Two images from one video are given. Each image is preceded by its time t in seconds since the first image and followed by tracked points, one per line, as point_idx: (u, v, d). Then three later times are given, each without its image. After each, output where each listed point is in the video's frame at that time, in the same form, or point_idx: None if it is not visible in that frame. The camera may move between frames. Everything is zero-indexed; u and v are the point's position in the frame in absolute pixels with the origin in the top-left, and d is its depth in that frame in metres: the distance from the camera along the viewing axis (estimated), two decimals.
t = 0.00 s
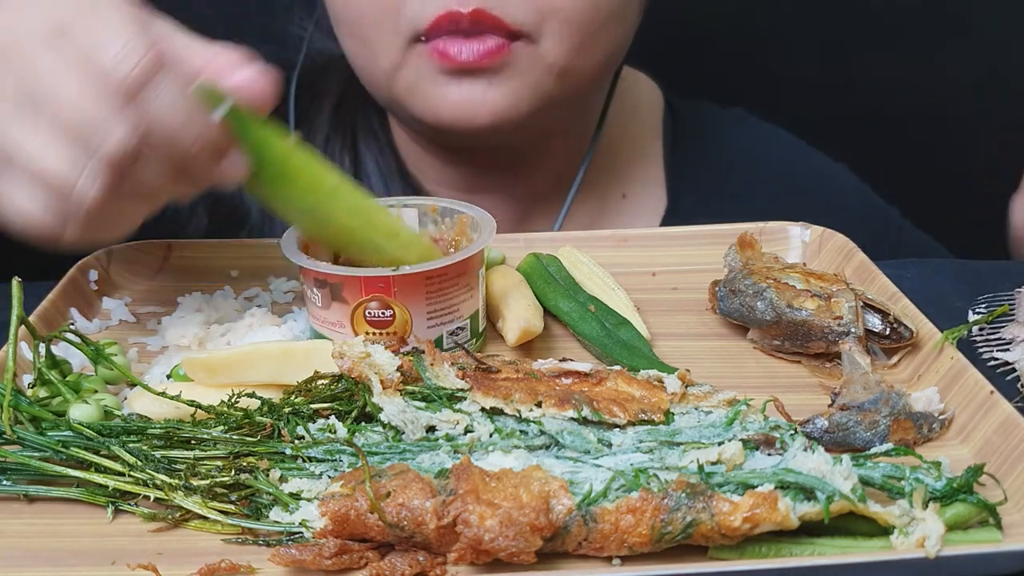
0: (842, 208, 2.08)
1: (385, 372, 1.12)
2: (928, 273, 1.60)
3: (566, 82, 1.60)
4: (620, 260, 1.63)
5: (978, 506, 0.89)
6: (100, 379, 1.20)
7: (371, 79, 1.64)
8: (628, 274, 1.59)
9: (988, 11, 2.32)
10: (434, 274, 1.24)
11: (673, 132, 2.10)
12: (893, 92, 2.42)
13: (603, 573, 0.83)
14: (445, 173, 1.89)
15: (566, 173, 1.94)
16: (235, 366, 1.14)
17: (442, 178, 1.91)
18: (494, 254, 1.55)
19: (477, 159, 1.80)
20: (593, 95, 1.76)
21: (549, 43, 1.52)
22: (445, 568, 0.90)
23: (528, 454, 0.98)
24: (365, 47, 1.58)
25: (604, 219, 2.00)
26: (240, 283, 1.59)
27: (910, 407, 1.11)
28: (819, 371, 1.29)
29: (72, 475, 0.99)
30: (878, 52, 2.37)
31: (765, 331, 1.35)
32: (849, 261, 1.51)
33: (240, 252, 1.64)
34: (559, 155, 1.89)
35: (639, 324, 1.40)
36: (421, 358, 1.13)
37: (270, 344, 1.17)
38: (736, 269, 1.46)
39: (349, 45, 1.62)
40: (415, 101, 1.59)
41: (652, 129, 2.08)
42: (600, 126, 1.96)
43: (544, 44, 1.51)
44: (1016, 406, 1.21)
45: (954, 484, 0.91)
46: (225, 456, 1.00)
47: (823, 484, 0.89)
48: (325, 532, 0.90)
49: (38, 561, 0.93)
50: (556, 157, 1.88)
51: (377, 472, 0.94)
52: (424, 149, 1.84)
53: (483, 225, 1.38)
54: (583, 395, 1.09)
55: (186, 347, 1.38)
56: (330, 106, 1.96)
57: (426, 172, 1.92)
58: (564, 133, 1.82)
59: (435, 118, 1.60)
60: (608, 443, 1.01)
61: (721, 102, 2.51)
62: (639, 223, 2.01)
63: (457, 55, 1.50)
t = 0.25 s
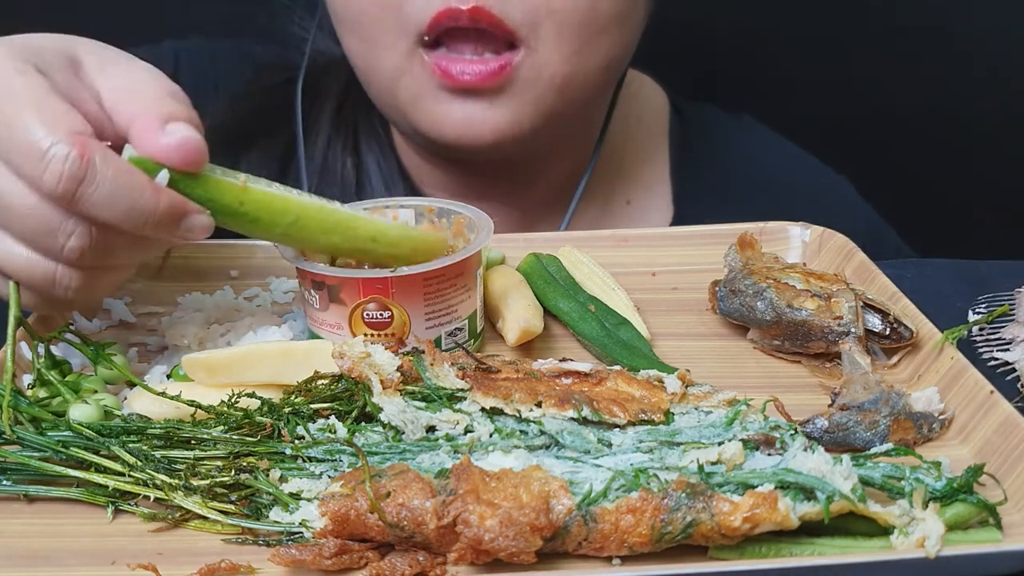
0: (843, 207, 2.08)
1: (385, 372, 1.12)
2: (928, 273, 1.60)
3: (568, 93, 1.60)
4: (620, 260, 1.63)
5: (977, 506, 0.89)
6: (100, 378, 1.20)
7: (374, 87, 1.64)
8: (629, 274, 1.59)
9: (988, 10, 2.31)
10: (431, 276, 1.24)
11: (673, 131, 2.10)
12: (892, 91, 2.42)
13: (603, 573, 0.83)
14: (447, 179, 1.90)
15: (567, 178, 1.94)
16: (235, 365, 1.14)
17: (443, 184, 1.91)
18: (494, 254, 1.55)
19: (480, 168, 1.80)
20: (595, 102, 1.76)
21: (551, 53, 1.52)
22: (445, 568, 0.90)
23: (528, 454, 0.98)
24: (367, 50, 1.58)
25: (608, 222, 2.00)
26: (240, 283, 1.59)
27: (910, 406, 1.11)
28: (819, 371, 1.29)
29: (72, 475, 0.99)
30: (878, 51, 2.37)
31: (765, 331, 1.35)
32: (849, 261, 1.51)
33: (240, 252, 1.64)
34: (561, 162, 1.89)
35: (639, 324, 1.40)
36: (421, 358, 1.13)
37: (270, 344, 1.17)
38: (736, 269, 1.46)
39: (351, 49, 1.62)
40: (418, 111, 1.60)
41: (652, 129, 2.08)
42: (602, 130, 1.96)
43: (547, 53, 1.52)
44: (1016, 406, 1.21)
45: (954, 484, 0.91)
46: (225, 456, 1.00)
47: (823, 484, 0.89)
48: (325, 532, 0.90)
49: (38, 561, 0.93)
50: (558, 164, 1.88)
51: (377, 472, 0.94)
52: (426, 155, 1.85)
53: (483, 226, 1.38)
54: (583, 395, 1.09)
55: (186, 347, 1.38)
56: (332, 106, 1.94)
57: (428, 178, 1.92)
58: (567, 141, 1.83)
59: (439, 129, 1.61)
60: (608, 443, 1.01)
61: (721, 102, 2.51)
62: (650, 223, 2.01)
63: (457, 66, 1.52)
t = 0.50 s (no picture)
0: (843, 208, 2.08)
1: (385, 372, 1.12)
2: (928, 273, 1.60)
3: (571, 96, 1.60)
4: (620, 260, 1.63)
5: (977, 506, 0.89)
6: (100, 378, 1.20)
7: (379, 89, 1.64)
8: (629, 274, 1.59)
9: (988, 11, 2.31)
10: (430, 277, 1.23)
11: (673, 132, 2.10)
12: (893, 91, 2.42)
13: (603, 573, 0.83)
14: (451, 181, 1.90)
15: (573, 182, 1.95)
16: (235, 366, 1.14)
17: (447, 185, 1.92)
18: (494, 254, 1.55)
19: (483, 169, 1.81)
20: (600, 106, 1.77)
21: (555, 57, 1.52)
22: (445, 568, 0.90)
23: (528, 454, 0.98)
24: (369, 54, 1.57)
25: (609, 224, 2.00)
26: (240, 283, 1.59)
27: (910, 406, 1.11)
28: (819, 371, 1.29)
29: (72, 475, 0.99)
30: (878, 51, 2.37)
31: (765, 331, 1.35)
32: (849, 261, 1.51)
33: (240, 252, 1.64)
34: (566, 166, 1.89)
35: (639, 324, 1.40)
36: (421, 358, 1.13)
37: (270, 344, 1.17)
38: (736, 269, 1.46)
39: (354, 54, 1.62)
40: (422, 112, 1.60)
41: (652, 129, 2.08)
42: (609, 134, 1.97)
43: (552, 57, 1.52)
44: (1016, 406, 1.21)
45: (954, 484, 0.91)
46: (225, 456, 1.00)
47: (823, 484, 0.89)
48: (325, 532, 0.90)
49: (38, 561, 0.93)
50: (562, 168, 1.88)
51: (377, 472, 0.94)
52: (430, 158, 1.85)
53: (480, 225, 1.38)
54: (583, 395, 1.09)
55: (186, 347, 1.38)
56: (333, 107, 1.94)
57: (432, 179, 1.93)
58: (572, 144, 1.83)
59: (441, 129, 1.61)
60: (608, 443, 1.01)
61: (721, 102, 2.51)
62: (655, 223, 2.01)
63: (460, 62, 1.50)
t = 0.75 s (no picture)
0: (843, 208, 2.08)
1: (385, 372, 1.12)
2: (928, 273, 1.60)
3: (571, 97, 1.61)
4: (620, 260, 1.63)
5: (977, 506, 0.89)
6: (100, 378, 1.20)
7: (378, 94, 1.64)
8: (629, 274, 1.59)
9: (988, 11, 2.31)
10: (430, 274, 1.23)
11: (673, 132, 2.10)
12: (894, 91, 2.42)
13: (603, 573, 0.83)
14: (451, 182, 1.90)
15: (570, 180, 1.95)
16: (235, 365, 1.14)
17: (447, 186, 1.92)
18: (496, 254, 1.56)
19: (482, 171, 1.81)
20: (599, 107, 1.77)
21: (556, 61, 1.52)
22: (445, 568, 0.90)
23: (528, 454, 0.98)
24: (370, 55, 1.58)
25: (608, 224, 2.00)
26: (240, 283, 1.59)
27: (910, 406, 1.11)
28: (819, 371, 1.29)
29: (72, 475, 0.99)
30: (878, 51, 2.37)
31: (765, 331, 1.35)
32: (849, 261, 1.51)
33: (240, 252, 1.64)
34: (564, 164, 1.90)
35: (641, 324, 1.40)
36: (421, 358, 1.13)
37: (270, 344, 1.17)
38: (736, 269, 1.46)
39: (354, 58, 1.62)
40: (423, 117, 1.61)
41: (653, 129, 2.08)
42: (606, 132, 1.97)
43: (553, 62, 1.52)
44: (1016, 406, 1.21)
45: (954, 484, 0.91)
46: (225, 456, 1.00)
47: (823, 484, 0.89)
48: (325, 532, 0.90)
49: (38, 561, 0.93)
50: (561, 166, 1.89)
51: (377, 472, 0.94)
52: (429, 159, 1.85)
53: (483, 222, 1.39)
54: (583, 395, 1.09)
55: (186, 347, 1.38)
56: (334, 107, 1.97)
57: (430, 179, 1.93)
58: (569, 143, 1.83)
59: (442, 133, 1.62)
60: (608, 443, 1.01)
61: (721, 102, 2.51)
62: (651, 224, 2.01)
63: (460, 70, 1.51)
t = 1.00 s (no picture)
0: (842, 207, 2.08)
1: (385, 372, 1.12)
2: (928, 273, 1.60)
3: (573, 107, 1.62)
4: (621, 260, 1.63)
5: (978, 506, 0.89)
6: (100, 379, 1.20)
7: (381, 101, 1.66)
8: (629, 274, 1.59)
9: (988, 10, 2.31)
10: (405, 283, 1.23)
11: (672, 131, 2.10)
12: (894, 91, 2.42)
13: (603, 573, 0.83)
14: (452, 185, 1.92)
15: (569, 184, 1.96)
16: (235, 365, 1.14)
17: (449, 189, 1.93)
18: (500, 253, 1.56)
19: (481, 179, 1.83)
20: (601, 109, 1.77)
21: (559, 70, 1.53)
22: (445, 568, 0.90)
23: (528, 454, 0.98)
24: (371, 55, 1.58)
25: (608, 225, 2.00)
26: (240, 283, 1.60)
27: (910, 406, 1.11)
28: (819, 371, 1.29)
29: (72, 475, 0.99)
30: (878, 51, 2.37)
31: (765, 331, 1.35)
32: (849, 261, 1.51)
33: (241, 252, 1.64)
34: (563, 171, 1.91)
35: (643, 324, 1.40)
36: (421, 358, 1.13)
37: (270, 344, 1.17)
38: (736, 269, 1.46)
39: (355, 58, 1.62)
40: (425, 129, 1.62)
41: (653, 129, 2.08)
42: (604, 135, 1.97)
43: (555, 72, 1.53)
44: (1016, 407, 1.21)
45: (954, 484, 0.91)
46: (225, 456, 1.00)
47: (823, 484, 0.89)
48: (325, 532, 0.90)
49: (38, 561, 0.93)
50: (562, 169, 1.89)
51: (377, 472, 0.94)
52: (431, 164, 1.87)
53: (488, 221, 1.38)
54: (583, 395, 1.09)
55: (186, 347, 1.38)
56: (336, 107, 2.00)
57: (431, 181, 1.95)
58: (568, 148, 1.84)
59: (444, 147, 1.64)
60: (608, 443, 1.01)
61: (721, 102, 2.51)
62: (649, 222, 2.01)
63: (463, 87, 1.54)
